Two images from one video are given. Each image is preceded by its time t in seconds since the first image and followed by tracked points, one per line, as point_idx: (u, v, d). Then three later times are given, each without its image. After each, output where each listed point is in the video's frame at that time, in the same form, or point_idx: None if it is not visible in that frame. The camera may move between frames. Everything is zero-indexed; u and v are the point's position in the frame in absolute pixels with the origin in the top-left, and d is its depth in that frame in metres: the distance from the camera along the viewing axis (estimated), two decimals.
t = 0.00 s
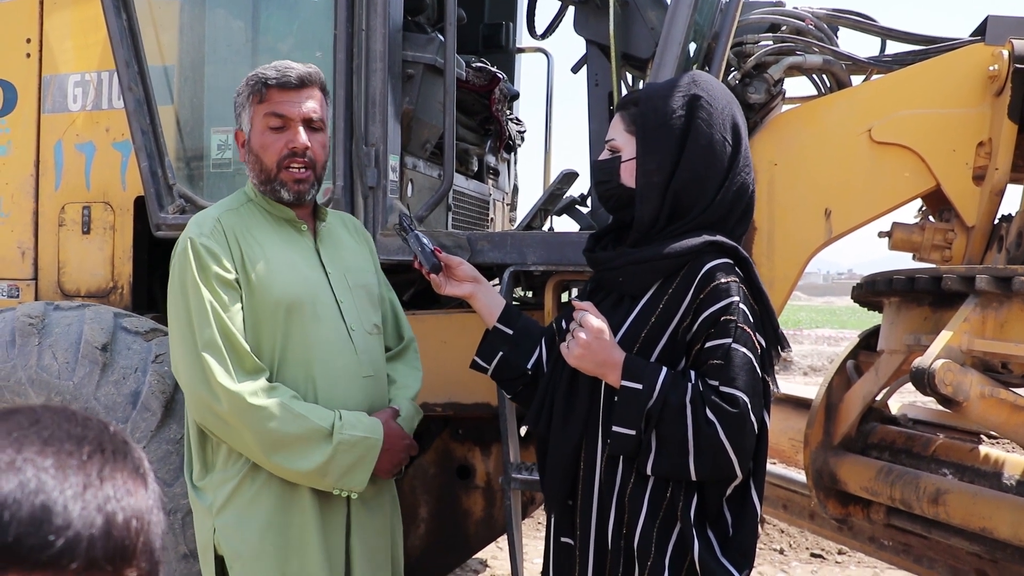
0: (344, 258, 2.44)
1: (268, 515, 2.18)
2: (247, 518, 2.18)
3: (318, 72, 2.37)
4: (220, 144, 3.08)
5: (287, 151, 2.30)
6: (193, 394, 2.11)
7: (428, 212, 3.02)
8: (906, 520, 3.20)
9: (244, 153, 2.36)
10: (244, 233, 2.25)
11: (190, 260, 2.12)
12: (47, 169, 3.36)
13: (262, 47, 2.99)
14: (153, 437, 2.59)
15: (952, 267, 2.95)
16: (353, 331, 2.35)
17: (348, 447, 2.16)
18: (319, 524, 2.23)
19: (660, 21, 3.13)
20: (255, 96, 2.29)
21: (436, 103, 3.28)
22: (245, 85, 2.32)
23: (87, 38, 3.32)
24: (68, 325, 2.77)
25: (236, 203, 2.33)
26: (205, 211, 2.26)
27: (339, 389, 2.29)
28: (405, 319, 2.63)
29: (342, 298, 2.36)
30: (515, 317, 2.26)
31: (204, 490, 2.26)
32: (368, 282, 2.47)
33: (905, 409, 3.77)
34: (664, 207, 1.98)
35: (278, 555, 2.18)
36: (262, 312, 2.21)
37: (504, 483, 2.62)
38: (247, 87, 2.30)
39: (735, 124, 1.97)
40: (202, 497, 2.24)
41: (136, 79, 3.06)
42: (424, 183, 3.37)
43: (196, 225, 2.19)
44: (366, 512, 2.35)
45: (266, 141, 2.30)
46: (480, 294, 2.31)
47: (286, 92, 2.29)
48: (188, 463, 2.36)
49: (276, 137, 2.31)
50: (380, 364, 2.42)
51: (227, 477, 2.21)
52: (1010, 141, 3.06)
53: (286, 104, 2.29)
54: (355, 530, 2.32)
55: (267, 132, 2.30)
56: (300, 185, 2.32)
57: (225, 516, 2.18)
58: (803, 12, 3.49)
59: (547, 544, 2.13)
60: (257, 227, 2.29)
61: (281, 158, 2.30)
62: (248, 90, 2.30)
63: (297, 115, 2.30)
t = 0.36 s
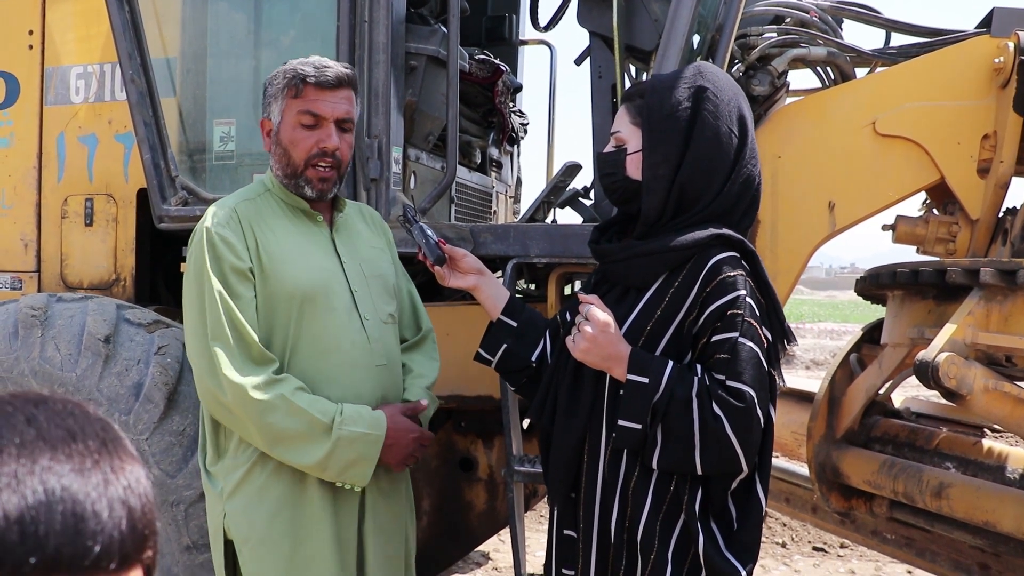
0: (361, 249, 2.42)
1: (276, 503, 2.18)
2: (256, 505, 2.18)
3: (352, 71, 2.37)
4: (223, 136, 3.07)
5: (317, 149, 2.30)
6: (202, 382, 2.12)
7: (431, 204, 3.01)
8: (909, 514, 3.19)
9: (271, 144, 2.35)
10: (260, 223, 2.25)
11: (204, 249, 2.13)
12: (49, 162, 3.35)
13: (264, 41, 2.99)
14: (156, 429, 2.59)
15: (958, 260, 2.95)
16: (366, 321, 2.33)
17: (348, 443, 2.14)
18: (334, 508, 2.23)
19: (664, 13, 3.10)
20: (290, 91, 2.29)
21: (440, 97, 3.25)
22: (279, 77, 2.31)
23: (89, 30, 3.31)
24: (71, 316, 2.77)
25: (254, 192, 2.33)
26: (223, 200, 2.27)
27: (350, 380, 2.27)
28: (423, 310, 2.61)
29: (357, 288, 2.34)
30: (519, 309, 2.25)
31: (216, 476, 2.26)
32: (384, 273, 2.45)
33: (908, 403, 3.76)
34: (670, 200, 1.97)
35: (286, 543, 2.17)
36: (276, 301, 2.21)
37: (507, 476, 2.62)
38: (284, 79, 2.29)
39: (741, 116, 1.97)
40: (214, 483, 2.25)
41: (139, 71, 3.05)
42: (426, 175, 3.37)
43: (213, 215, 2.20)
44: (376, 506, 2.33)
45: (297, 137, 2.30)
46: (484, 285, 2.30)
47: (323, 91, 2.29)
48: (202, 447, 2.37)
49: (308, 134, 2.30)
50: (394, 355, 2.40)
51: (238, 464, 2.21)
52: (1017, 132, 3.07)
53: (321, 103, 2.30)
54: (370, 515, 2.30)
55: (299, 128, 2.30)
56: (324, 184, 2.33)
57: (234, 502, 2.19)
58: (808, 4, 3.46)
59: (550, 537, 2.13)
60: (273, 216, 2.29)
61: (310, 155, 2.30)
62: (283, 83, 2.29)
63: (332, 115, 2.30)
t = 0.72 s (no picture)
0: (361, 240, 2.39)
1: (267, 487, 2.18)
2: (247, 488, 2.19)
3: (364, 69, 2.36)
4: (212, 126, 3.04)
5: (325, 147, 2.29)
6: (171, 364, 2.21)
7: (421, 195, 3.00)
8: (897, 507, 3.21)
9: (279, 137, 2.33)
10: (251, 214, 2.25)
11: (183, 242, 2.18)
12: (37, 152, 3.33)
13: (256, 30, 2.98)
14: (143, 420, 2.58)
15: (947, 255, 2.95)
16: (363, 312, 2.30)
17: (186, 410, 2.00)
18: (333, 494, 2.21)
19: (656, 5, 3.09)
20: (303, 86, 2.26)
21: (431, 88, 3.23)
22: (292, 70, 2.29)
23: (76, 19, 3.28)
24: (58, 307, 2.74)
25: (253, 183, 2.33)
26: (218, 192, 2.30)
27: (344, 370, 2.24)
28: (431, 302, 2.57)
29: (354, 278, 2.31)
30: (508, 301, 2.24)
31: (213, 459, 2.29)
32: (385, 265, 2.42)
33: (897, 397, 3.77)
34: (660, 190, 1.96)
35: (277, 525, 2.17)
36: (265, 291, 2.21)
37: (496, 468, 2.62)
38: (297, 74, 2.27)
39: (731, 107, 1.96)
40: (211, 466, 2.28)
41: (127, 60, 3.03)
42: (416, 167, 3.35)
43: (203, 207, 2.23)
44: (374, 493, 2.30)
45: (306, 133, 2.28)
46: (473, 276, 2.28)
47: (336, 90, 2.28)
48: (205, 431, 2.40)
49: (317, 131, 2.28)
50: (392, 345, 2.37)
51: (231, 446, 2.22)
52: (1005, 130, 3.06)
53: (333, 102, 2.28)
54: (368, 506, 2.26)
55: (308, 125, 2.28)
56: (330, 181, 2.32)
57: (226, 485, 2.21)
58: None
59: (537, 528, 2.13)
60: (269, 208, 2.28)
61: (318, 152, 2.29)
62: (297, 78, 2.27)
63: (343, 115, 2.29)
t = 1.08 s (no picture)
0: (334, 234, 2.37)
1: (239, 481, 2.15)
2: (218, 481, 2.16)
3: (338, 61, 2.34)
4: (186, 119, 3.01)
5: (303, 141, 2.27)
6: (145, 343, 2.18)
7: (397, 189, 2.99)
8: (871, 500, 3.23)
9: (255, 131, 2.30)
10: (225, 206, 2.23)
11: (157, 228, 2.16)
12: (8, 143, 3.28)
13: (232, 23, 2.96)
14: (115, 415, 2.56)
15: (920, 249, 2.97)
16: (334, 305, 2.29)
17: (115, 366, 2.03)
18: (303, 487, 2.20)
19: None
20: (279, 81, 2.24)
21: (407, 81, 3.21)
22: (267, 64, 2.26)
23: (48, 8, 3.24)
24: (29, 300, 2.70)
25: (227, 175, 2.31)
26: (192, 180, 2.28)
27: (315, 365, 2.24)
28: (405, 296, 2.55)
29: (325, 272, 2.30)
30: (482, 295, 2.23)
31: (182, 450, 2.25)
32: (358, 260, 2.40)
33: (872, 391, 3.80)
34: (632, 183, 1.96)
35: (246, 520, 2.15)
36: (234, 284, 2.19)
37: (472, 462, 2.61)
38: (273, 68, 2.25)
39: (704, 100, 1.96)
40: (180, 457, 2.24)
41: (100, 50, 2.98)
42: (393, 161, 3.33)
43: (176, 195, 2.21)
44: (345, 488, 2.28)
45: (283, 128, 2.26)
46: (446, 270, 2.25)
47: (312, 84, 2.26)
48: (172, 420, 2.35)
49: (294, 126, 2.26)
50: (365, 339, 2.36)
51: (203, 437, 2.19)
52: (979, 126, 3.08)
53: (310, 96, 2.26)
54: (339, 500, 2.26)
55: (285, 120, 2.26)
56: (309, 175, 2.30)
57: (197, 477, 2.17)
58: None
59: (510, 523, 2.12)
60: (242, 200, 2.26)
61: (296, 147, 2.27)
62: (273, 73, 2.24)
63: (320, 108, 2.27)
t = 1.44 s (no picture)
0: (305, 226, 2.38)
1: (220, 483, 2.14)
2: (199, 484, 2.13)
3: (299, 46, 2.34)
4: (167, 113, 2.99)
5: (270, 127, 2.26)
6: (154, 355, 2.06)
7: (380, 183, 2.98)
8: (854, 493, 3.25)
9: (218, 121, 2.28)
10: (204, 202, 2.20)
11: (151, 229, 2.08)
12: None
13: (214, 17, 2.92)
14: (96, 411, 2.54)
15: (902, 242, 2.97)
16: (311, 298, 2.29)
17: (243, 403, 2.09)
18: (282, 485, 2.20)
19: None
20: (241, 67, 2.23)
21: (389, 74, 3.20)
22: (227, 52, 2.24)
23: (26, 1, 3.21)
24: (7, 297, 2.67)
25: (195, 172, 2.26)
26: (164, 180, 2.21)
27: (296, 358, 2.24)
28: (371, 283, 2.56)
29: (302, 265, 2.30)
30: (463, 290, 2.22)
31: (158, 455, 2.22)
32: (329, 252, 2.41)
33: (855, 383, 3.81)
34: (610, 176, 1.96)
35: (229, 524, 2.13)
36: (217, 278, 2.17)
37: (455, 457, 2.61)
38: (234, 56, 2.23)
39: (683, 93, 1.96)
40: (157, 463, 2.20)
41: (79, 44, 2.95)
42: (376, 155, 3.32)
43: (155, 195, 2.14)
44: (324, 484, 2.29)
45: (249, 115, 2.25)
46: (426, 266, 2.28)
47: (275, 69, 2.25)
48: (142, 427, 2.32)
49: (259, 112, 2.25)
50: (341, 332, 2.36)
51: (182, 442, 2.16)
52: (960, 119, 3.10)
53: (274, 81, 2.25)
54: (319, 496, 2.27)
55: (250, 106, 2.25)
56: (277, 161, 2.30)
57: (177, 482, 2.14)
58: None
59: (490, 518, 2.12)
60: (217, 196, 2.23)
61: (263, 134, 2.26)
62: (234, 60, 2.23)
63: (284, 93, 2.27)
